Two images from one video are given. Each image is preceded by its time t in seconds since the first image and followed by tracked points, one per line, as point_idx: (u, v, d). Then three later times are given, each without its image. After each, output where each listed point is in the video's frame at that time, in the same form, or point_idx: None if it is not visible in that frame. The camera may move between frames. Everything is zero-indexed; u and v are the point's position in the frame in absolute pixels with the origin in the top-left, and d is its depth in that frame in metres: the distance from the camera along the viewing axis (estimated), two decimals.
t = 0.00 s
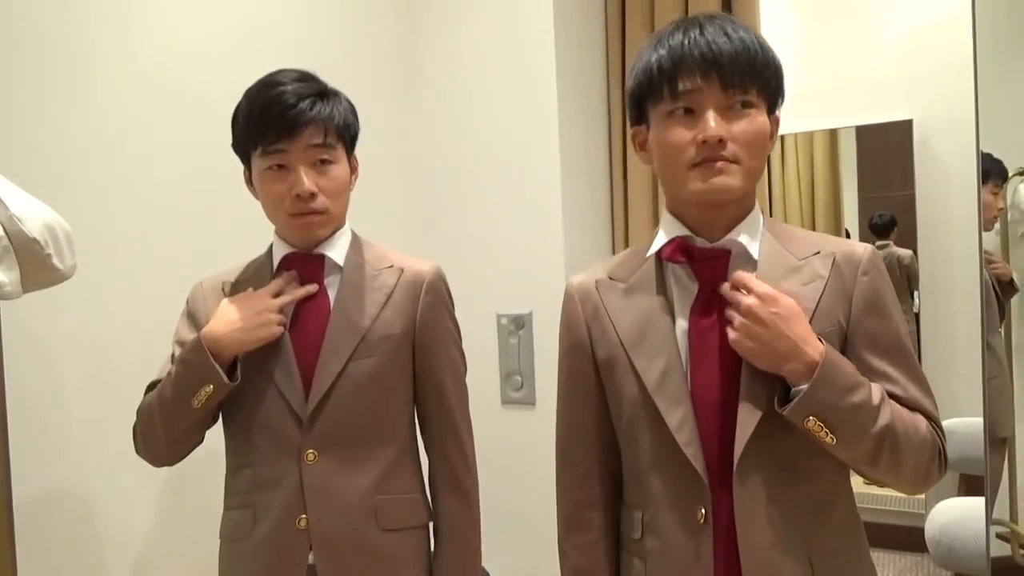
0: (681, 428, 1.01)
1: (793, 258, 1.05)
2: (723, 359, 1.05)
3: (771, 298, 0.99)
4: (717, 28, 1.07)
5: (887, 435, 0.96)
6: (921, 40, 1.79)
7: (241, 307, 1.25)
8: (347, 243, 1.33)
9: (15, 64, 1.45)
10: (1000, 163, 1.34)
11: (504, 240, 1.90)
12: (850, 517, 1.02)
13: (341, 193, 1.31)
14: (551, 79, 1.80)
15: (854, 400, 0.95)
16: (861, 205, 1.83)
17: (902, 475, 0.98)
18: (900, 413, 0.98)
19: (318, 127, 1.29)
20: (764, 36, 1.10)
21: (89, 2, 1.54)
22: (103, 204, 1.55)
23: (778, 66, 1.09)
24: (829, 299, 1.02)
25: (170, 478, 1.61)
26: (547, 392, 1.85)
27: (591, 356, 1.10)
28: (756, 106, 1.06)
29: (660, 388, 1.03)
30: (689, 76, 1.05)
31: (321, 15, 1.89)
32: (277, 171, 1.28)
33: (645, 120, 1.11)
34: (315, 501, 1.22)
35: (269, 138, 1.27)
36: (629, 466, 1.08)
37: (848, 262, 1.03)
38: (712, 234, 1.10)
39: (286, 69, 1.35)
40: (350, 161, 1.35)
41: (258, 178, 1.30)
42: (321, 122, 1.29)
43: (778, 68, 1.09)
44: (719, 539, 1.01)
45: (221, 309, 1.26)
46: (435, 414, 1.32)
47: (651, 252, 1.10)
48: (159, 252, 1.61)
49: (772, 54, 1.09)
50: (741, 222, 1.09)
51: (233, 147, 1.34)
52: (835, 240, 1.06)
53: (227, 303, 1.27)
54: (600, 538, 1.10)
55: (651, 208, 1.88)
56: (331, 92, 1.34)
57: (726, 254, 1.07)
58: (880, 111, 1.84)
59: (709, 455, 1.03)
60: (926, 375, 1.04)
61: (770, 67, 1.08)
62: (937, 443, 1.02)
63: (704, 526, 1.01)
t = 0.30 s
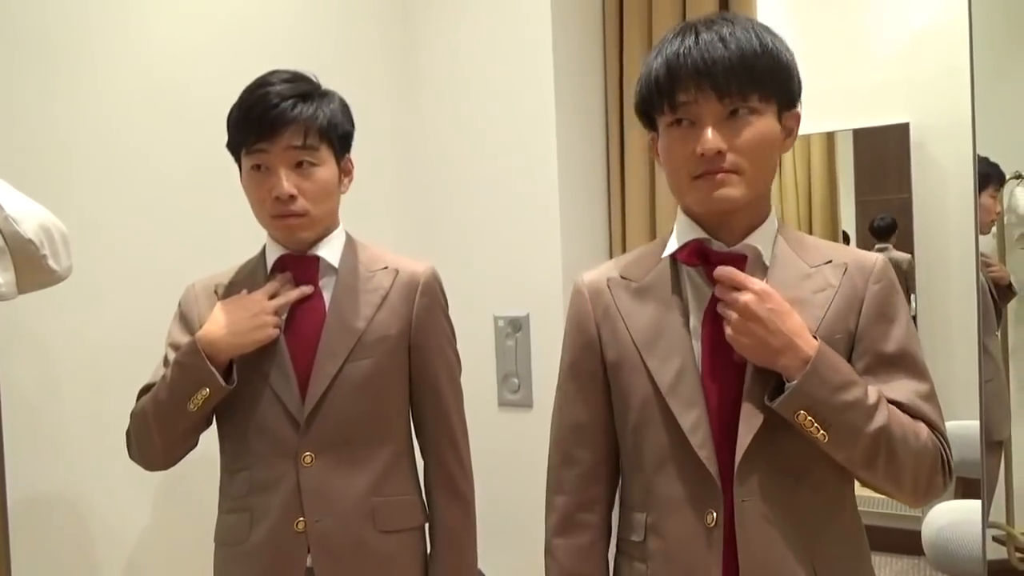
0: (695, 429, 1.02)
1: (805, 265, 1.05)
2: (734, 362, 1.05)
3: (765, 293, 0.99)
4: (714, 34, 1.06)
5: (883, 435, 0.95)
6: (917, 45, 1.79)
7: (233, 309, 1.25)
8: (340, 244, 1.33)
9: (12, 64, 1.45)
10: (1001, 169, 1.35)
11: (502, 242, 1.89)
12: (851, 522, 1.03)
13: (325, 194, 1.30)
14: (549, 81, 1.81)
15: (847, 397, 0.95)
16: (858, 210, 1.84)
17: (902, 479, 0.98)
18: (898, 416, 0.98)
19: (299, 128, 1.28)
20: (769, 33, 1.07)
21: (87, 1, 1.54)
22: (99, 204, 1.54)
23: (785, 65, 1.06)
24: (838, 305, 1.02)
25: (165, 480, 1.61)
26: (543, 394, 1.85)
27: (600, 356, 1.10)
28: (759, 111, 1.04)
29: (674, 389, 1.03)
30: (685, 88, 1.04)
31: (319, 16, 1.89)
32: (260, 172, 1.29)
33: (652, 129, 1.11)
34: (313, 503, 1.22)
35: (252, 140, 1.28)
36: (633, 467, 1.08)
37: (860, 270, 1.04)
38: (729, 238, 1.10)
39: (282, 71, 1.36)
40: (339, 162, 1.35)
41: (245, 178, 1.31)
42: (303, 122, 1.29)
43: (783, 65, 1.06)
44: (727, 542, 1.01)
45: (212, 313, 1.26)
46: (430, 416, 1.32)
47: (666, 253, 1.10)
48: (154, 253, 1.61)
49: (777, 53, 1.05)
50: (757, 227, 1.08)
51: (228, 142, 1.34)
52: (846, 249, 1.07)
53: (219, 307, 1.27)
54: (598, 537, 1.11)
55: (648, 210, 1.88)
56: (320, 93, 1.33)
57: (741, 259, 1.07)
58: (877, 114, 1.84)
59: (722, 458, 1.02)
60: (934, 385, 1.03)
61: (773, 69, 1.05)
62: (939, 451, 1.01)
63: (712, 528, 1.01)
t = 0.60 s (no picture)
0: (692, 431, 1.01)
1: (814, 269, 1.04)
2: (732, 365, 1.04)
3: (760, 297, 0.99)
4: (724, 35, 1.05)
5: (878, 443, 0.94)
6: (916, 45, 1.79)
7: (227, 311, 1.25)
8: (336, 245, 1.33)
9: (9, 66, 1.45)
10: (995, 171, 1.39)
11: (500, 244, 1.89)
12: (856, 529, 1.01)
13: (321, 195, 1.30)
14: (547, 83, 1.81)
15: (839, 403, 0.94)
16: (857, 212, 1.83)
17: (899, 489, 0.96)
18: (896, 425, 0.96)
19: (295, 128, 1.28)
20: (781, 34, 1.05)
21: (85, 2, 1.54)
22: (96, 205, 1.54)
23: (797, 67, 1.05)
24: (844, 312, 1.00)
25: (161, 482, 1.60)
26: (541, 396, 1.84)
27: (608, 354, 1.10)
28: (768, 115, 1.03)
29: (674, 390, 1.03)
30: (692, 92, 1.04)
31: (318, 17, 1.89)
32: (257, 172, 1.28)
33: (663, 130, 1.11)
34: (306, 506, 1.21)
35: (252, 141, 1.28)
36: (637, 463, 1.08)
37: (872, 276, 1.02)
38: (737, 240, 1.09)
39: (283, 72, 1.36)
40: (336, 163, 1.34)
41: (242, 179, 1.31)
42: (298, 123, 1.28)
43: (795, 65, 1.04)
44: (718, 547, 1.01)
45: (208, 313, 1.26)
46: (426, 419, 1.32)
47: (674, 253, 1.10)
48: (151, 254, 1.61)
49: (788, 55, 1.04)
50: (764, 229, 1.07)
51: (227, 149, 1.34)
52: (859, 253, 1.04)
53: (214, 307, 1.27)
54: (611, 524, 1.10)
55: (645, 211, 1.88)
56: (317, 93, 1.33)
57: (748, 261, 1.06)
58: (875, 116, 1.85)
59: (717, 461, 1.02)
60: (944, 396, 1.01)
61: (783, 71, 1.03)
62: (944, 463, 0.99)
63: (706, 531, 1.00)
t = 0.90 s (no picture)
0: (690, 434, 1.01)
1: (821, 273, 1.03)
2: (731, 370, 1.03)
3: (759, 302, 0.99)
4: (736, 35, 1.04)
5: (875, 454, 0.93)
6: (916, 48, 1.79)
7: (224, 312, 1.24)
8: (335, 247, 1.32)
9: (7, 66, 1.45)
10: (994, 173, 1.41)
11: (499, 246, 1.89)
12: (857, 535, 1.00)
13: (318, 197, 1.29)
14: (547, 85, 1.80)
15: (834, 412, 0.94)
16: (854, 216, 1.82)
17: (899, 500, 0.95)
18: (897, 435, 0.95)
19: (291, 129, 1.28)
20: (795, 35, 1.05)
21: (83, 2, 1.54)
22: (94, 206, 1.54)
23: (809, 68, 1.04)
24: (849, 319, 1.00)
25: (159, 485, 1.60)
26: (540, 399, 1.84)
27: (615, 355, 1.10)
28: (779, 116, 1.03)
29: (674, 394, 1.03)
30: (702, 91, 1.04)
31: (317, 18, 1.89)
32: (254, 172, 1.28)
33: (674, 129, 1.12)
34: (303, 508, 1.21)
35: (258, 140, 1.28)
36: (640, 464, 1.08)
37: (881, 280, 1.01)
38: (742, 243, 1.08)
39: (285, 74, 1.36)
40: (336, 166, 1.34)
41: (240, 179, 1.30)
42: (295, 124, 1.28)
43: (808, 66, 1.04)
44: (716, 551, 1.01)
45: (206, 314, 1.26)
46: (424, 422, 1.32)
47: (681, 255, 1.10)
48: (149, 256, 1.60)
49: (801, 56, 1.04)
50: (770, 231, 1.07)
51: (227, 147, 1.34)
52: (870, 257, 1.04)
53: (213, 308, 1.26)
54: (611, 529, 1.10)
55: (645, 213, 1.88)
56: (316, 94, 1.33)
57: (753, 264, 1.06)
58: (874, 119, 1.85)
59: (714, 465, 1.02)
60: (952, 406, 1.00)
61: (795, 72, 1.03)
62: (948, 473, 0.98)
63: (704, 535, 1.00)
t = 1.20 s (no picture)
0: (698, 441, 1.01)
1: (831, 280, 1.03)
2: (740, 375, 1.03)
3: (771, 309, 0.98)
4: (753, 35, 1.04)
5: (886, 465, 0.93)
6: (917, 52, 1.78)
7: (225, 315, 1.24)
8: (335, 251, 1.32)
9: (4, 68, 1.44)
10: (992, 175, 1.42)
11: (499, 249, 1.89)
12: (862, 541, 1.00)
13: (316, 200, 1.29)
14: (546, 88, 1.80)
15: (845, 422, 0.93)
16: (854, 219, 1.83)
17: (907, 510, 0.95)
18: (907, 445, 0.95)
19: (291, 132, 1.28)
20: (813, 37, 1.05)
21: (82, 4, 1.53)
22: (94, 208, 1.53)
23: (824, 72, 1.04)
24: (858, 327, 1.00)
25: (157, 489, 1.59)
26: (540, 402, 1.83)
27: (620, 358, 1.10)
28: (794, 119, 1.03)
29: (681, 400, 1.03)
30: (717, 90, 1.03)
31: (318, 21, 1.88)
32: (253, 174, 1.28)
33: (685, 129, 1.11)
34: (303, 513, 1.20)
35: (268, 139, 1.27)
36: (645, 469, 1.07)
37: (892, 286, 1.01)
38: (751, 247, 1.08)
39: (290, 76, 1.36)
40: (336, 169, 1.34)
41: (240, 181, 1.30)
42: (294, 126, 1.28)
43: (824, 69, 1.04)
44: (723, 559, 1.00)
45: (207, 317, 1.25)
46: (425, 428, 1.31)
47: (689, 259, 1.10)
48: (149, 258, 1.60)
49: (818, 58, 1.03)
50: (781, 236, 1.06)
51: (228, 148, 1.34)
52: (882, 263, 1.04)
53: (214, 310, 1.26)
54: (617, 530, 1.09)
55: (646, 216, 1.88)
56: (318, 97, 1.33)
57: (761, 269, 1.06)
58: (874, 121, 1.84)
59: (721, 471, 1.02)
60: (961, 416, 1.00)
61: (812, 74, 1.03)
62: (955, 483, 0.98)
63: (710, 543, 1.00)
